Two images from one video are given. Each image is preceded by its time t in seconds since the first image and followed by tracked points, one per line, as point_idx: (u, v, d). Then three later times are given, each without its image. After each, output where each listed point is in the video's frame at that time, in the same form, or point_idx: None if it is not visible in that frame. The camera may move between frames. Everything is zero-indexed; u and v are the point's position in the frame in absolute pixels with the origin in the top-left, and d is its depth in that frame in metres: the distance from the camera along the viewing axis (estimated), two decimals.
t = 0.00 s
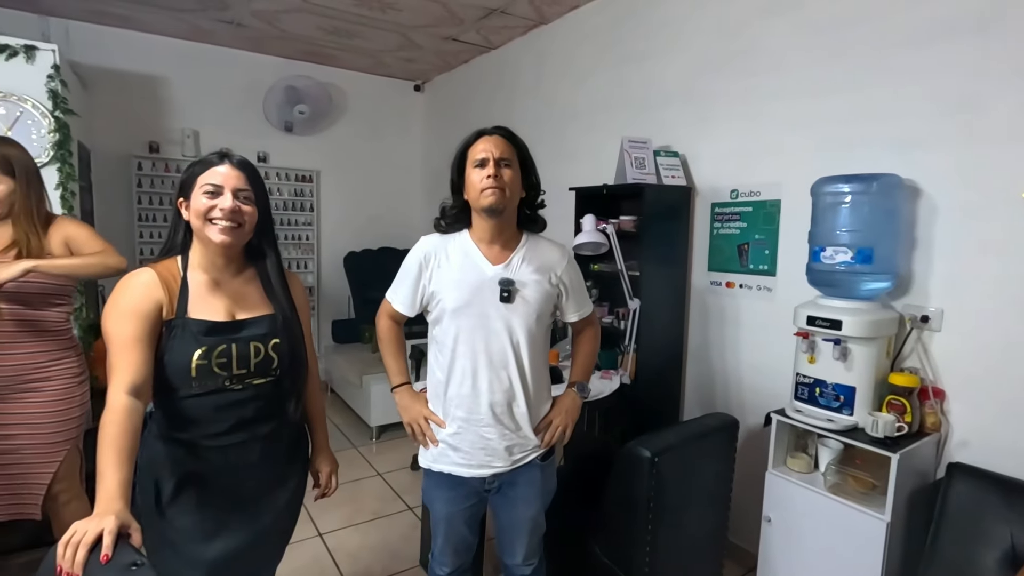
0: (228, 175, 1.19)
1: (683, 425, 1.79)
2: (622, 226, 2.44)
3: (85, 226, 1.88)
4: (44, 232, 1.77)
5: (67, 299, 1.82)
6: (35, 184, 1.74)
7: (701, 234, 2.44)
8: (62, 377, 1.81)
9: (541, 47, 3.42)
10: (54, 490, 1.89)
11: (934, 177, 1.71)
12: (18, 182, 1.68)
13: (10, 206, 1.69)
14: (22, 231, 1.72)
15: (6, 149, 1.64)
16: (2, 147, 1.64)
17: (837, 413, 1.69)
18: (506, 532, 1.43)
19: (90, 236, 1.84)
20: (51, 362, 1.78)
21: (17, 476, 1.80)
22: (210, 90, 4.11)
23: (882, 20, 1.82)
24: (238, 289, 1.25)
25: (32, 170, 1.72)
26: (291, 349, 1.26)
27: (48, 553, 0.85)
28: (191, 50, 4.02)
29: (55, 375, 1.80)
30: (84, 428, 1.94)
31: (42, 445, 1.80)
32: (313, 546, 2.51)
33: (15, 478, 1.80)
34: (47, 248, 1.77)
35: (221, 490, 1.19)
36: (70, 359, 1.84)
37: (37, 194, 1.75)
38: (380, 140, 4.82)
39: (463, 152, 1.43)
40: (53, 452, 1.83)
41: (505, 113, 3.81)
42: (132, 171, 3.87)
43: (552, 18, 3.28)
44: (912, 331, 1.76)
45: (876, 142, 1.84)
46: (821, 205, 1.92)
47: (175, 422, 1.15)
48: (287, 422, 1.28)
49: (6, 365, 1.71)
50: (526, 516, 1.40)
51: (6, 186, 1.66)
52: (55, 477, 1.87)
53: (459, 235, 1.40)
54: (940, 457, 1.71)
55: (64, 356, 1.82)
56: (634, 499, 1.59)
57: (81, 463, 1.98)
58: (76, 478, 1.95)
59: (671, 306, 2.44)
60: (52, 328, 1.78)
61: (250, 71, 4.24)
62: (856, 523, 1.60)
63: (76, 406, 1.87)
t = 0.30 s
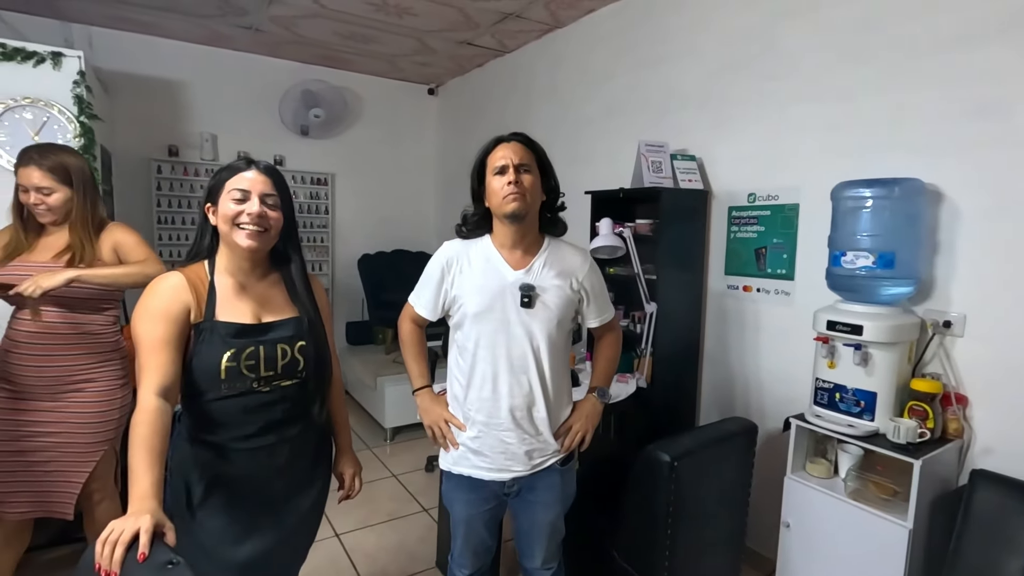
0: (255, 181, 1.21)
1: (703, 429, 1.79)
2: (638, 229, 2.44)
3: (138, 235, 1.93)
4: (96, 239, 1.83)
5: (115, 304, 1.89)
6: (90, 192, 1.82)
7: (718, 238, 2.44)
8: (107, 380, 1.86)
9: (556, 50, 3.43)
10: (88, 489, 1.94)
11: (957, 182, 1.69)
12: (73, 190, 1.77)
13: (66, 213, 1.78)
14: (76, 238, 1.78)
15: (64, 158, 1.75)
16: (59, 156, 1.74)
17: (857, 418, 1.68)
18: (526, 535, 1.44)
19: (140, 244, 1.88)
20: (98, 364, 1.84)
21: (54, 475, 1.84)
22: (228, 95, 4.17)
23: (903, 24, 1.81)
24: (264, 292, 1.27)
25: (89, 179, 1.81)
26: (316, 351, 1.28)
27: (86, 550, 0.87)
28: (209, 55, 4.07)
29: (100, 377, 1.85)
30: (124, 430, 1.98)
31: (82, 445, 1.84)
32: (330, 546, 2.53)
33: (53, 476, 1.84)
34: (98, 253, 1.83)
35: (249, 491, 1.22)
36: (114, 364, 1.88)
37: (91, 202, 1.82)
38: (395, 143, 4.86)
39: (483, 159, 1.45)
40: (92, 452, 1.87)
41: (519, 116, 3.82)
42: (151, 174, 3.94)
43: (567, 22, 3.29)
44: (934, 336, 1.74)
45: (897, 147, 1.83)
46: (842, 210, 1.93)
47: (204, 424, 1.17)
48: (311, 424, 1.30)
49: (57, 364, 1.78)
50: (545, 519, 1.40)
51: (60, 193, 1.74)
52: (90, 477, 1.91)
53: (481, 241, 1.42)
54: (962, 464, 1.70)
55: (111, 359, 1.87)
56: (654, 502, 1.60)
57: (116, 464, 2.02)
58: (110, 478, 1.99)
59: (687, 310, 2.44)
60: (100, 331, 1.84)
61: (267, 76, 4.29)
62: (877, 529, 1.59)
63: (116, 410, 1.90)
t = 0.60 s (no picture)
0: (269, 183, 1.22)
1: (718, 432, 1.78)
2: (651, 230, 2.42)
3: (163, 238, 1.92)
4: (119, 242, 1.83)
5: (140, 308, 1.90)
6: (115, 195, 1.84)
7: (732, 240, 2.42)
8: (129, 381, 1.89)
9: (569, 52, 3.43)
10: (108, 488, 1.96)
11: (978, 183, 1.67)
12: (98, 193, 1.79)
13: (92, 215, 1.80)
14: (100, 241, 1.80)
15: (90, 161, 1.77)
16: (86, 159, 1.77)
17: (875, 423, 1.65)
18: (539, 538, 1.43)
19: (161, 251, 1.88)
20: (120, 366, 1.86)
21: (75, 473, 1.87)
22: (243, 97, 4.21)
23: (923, 24, 1.79)
24: (279, 294, 1.28)
25: (115, 182, 1.83)
26: (329, 354, 1.28)
27: (107, 549, 0.88)
28: (224, 58, 4.11)
29: (123, 379, 1.88)
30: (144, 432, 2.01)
31: (103, 445, 1.87)
32: (343, 546, 2.54)
33: (74, 475, 1.87)
34: (121, 256, 1.84)
35: (262, 492, 1.22)
36: (136, 366, 1.91)
37: (117, 205, 1.84)
38: (407, 145, 4.88)
39: (495, 162, 1.44)
40: (112, 452, 1.89)
41: (532, 118, 3.82)
42: (167, 176, 3.98)
43: (580, 23, 3.29)
44: (953, 340, 1.72)
45: (916, 148, 1.80)
46: (859, 212, 1.90)
47: (220, 425, 1.19)
48: (324, 426, 1.31)
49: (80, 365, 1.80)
50: (559, 522, 1.40)
51: (86, 196, 1.76)
52: (109, 476, 1.93)
53: (495, 244, 1.42)
54: (983, 469, 1.67)
55: (134, 361, 1.90)
56: (668, 506, 1.59)
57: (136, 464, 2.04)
58: (129, 478, 2.01)
59: (701, 312, 2.42)
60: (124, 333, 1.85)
61: (280, 78, 4.32)
62: (895, 536, 1.57)
63: (133, 412, 1.91)
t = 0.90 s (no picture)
0: (289, 187, 1.23)
1: (731, 437, 1.77)
2: (664, 233, 2.41)
3: (165, 243, 1.84)
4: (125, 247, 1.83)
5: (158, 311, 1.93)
6: (129, 198, 1.85)
7: (745, 242, 2.41)
8: (143, 384, 1.90)
9: (581, 54, 3.43)
10: (121, 489, 1.97)
11: (997, 186, 1.65)
12: (111, 196, 1.81)
13: (105, 219, 1.82)
14: (110, 243, 1.80)
15: (106, 164, 1.79)
16: (101, 162, 1.79)
17: (892, 429, 1.64)
18: (551, 541, 1.43)
19: (150, 258, 1.77)
20: (134, 369, 1.88)
21: (89, 473, 1.89)
22: (257, 100, 4.25)
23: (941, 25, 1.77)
24: (296, 297, 1.29)
25: (129, 185, 1.85)
26: (343, 356, 1.29)
27: (127, 549, 0.90)
28: (239, 62, 4.16)
29: (137, 381, 1.89)
30: (159, 434, 2.02)
31: (118, 446, 1.89)
32: (355, 546, 2.55)
33: (88, 474, 1.89)
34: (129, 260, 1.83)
35: (276, 494, 1.23)
36: (153, 368, 1.92)
37: (131, 208, 1.86)
38: (419, 147, 4.91)
39: (508, 165, 1.45)
40: (125, 454, 1.91)
41: (544, 120, 3.82)
42: (183, 179, 4.03)
43: (593, 25, 3.28)
44: (973, 345, 1.69)
45: (934, 151, 1.78)
46: (876, 215, 1.88)
47: (236, 426, 1.20)
48: (337, 428, 1.32)
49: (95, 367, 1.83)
50: (571, 526, 1.40)
51: (100, 199, 1.79)
52: (122, 477, 1.94)
53: (508, 247, 1.42)
54: (1003, 476, 1.64)
55: (147, 365, 1.91)
56: (681, 510, 1.58)
57: (150, 466, 2.06)
58: (143, 478, 2.02)
59: (714, 315, 2.40)
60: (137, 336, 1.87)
61: (294, 81, 4.37)
62: (912, 543, 1.55)
63: (148, 414, 1.93)
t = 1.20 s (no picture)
0: (309, 187, 1.24)
1: (751, 440, 1.74)
2: (683, 233, 2.38)
3: (181, 241, 1.85)
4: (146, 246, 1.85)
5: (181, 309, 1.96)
6: (152, 198, 1.89)
7: (768, 242, 2.36)
8: (164, 381, 1.92)
9: (601, 53, 3.40)
10: (144, 484, 2.01)
11: None
12: (135, 197, 1.84)
13: (128, 219, 1.86)
14: (131, 242, 1.84)
15: (129, 166, 1.82)
16: (124, 163, 1.82)
17: (919, 433, 1.59)
18: (567, 540, 1.42)
19: (160, 253, 1.78)
20: (157, 365, 1.90)
21: (114, 468, 1.94)
22: (278, 102, 4.30)
23: (974, 19, 1.71)
24: (316, 294, 1.29)
25: (152, 186, 1.88)
26: (364, 353, 1.30)
27: (149, 540, 0.91)
28: (262, 65, 4.21)
29: (159, 379, 1.91)
30: (181, 430, 2.05)
31: (141, 441, 1.93)
32: (373, 544, 2.56)
33: (113, 468, 1.93)
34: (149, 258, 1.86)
35: (298, 489, 1.24)
36: (176, 365, 1.94)
37: (154, 208, 1.89)
38: (438, 148, 4.93)
39: (529, 163, 1.43)
40: (148, 449, 1.94)
41: (563, 120, 3.80)
42: (207, 180, 4.10)
43: (612, 24, 3.26)
44: (1005, 347, 1.64)
45: (965, 148, 1.73)
46: (904, 213, 1.83)
47: (259, 422, 1.21)
48: (359, 424, 1.32)
49: (120, 362, 1.87)
50: (587, 525, 1.38)
51: (123, 200, 1.82)
52: (145, 472, 1.98)
53: (525, 244, 1.42)
54: None
55: (170, 362, 1.92)
56: (700, 512, 1.56)
57: (173, 461, 2.09)
58: (166, 473, 2.06)
59: (735, 315, 2.36)
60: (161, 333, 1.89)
61: (315, 83, 4.41)
62: (941, 551, 1.51)
63: (170, 411, 1.96)
